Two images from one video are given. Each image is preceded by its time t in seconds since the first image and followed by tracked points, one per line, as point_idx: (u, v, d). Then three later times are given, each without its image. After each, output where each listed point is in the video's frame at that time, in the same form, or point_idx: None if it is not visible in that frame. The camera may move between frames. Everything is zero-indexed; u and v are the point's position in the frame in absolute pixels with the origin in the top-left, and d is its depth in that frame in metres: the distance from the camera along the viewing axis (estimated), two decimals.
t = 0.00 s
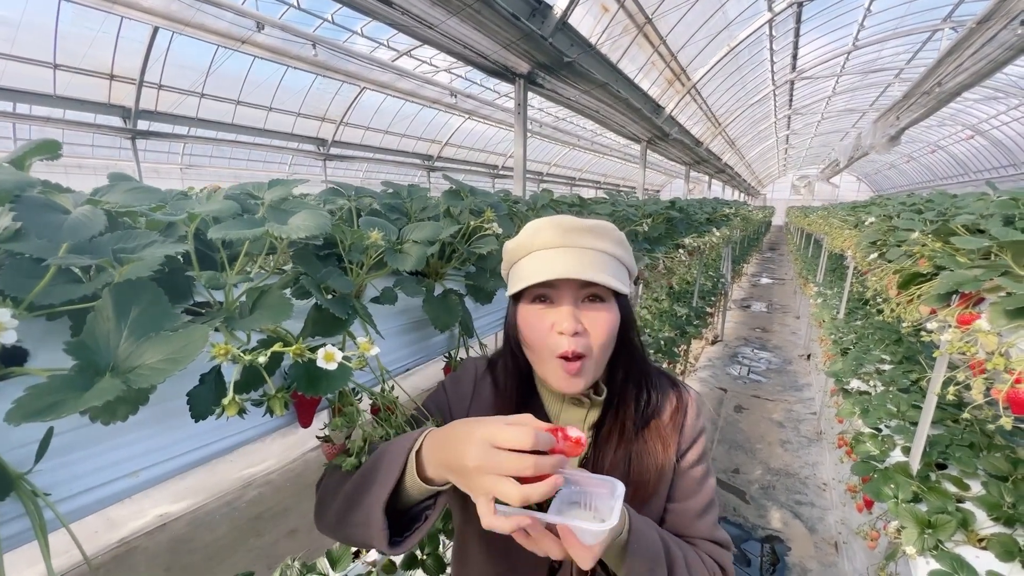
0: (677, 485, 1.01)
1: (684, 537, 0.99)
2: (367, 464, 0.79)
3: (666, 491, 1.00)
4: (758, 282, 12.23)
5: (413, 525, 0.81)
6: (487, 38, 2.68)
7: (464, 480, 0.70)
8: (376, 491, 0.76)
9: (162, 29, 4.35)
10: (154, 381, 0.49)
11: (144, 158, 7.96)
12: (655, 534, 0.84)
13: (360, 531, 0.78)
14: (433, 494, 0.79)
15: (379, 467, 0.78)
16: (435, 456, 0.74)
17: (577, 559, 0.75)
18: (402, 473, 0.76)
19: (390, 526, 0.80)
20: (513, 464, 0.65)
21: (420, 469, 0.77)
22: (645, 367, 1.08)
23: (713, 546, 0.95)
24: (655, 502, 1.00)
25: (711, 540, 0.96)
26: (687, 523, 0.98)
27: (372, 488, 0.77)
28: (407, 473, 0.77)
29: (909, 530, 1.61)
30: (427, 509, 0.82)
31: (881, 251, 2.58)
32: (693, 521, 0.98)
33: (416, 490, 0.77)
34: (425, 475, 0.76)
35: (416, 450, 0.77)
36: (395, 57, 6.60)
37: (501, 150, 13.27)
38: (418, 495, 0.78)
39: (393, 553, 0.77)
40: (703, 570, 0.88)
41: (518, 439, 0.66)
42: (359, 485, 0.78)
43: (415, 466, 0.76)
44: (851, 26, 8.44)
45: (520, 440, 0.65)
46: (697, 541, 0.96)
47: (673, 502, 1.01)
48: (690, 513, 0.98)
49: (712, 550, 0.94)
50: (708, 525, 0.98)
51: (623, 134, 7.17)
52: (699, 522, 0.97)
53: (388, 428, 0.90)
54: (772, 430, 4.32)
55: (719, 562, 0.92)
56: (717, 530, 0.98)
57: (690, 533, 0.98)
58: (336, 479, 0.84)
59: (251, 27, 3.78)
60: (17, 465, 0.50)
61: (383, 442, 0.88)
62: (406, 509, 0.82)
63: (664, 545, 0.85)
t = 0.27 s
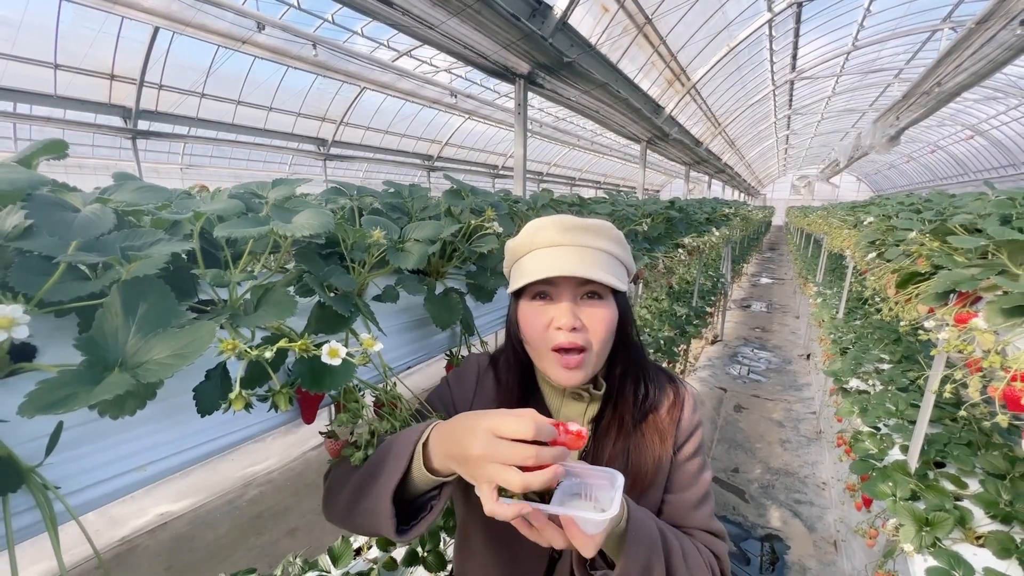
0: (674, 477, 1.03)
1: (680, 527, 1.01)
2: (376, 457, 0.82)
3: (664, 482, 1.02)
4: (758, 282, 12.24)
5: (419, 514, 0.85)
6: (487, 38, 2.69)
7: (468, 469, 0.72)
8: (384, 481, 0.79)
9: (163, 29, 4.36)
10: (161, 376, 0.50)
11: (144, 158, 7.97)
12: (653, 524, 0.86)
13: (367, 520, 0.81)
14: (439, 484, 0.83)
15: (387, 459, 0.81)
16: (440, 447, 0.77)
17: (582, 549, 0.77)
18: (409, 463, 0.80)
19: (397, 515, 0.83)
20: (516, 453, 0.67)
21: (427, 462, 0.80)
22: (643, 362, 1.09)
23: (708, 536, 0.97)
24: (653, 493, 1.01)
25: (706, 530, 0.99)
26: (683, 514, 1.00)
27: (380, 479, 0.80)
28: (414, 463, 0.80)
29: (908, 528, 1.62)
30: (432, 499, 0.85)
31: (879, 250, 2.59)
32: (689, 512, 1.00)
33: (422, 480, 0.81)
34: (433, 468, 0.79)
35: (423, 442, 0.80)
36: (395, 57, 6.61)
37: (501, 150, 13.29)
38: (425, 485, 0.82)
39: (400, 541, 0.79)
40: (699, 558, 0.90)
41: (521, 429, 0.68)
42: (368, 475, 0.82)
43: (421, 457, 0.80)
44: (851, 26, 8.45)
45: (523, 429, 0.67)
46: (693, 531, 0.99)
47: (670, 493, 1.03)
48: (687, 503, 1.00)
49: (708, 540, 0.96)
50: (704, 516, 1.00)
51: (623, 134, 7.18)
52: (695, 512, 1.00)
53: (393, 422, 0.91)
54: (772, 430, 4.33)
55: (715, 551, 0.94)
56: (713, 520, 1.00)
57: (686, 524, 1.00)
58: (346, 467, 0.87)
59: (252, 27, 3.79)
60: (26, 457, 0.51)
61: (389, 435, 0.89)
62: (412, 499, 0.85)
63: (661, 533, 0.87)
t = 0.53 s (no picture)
0: (670, 471, 1.03)
1: (676, 521, 1.01)
2: (374, 454, 0.82)
3: (660, 476, 1.02)
4: (757, 282, 12.23)
5: (415, 514, 0.85)
6: (486, 37, 2.69)
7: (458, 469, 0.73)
8: (382, 480, 0.79)
9: (163, 29, 4.36)
10: (155, 371, 0.50)
11: (144, 158, 7.97)
12: (649, 521, 0.86)
13: (363, 516, 0.82)
14: (433, 486, 0.83)
15: (385, 457, 0.81)
16: (436, 451, 0.77)
17: (583, 554, 0.75)
18: (406, 464, 0.80)
19: (393, 513, 0.83)
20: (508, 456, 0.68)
21: (422, 462, 0.80)
22: (640, 358, 1.08)
23: (703, 530, 0.97)
24: (648, 487, 1.01)
25: (701, 523, 0.99)
26: (678, 507, 1.00)
27: (378, 477, 0.80)
28: (411, 466, 0.80)
29: (907, 527, 1.62)
30: (427, 501, 0.85)
31: (879, 250, 2.59)
32: (685, 505, 1.00)
33: (418, 483, 0.81)
34: (429, 472, 0.79)
35: (421, 444, 0.80)
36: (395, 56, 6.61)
37: (501, 150, 13.29)
38: (419, 488, 0.82)
39: (393, 540, 0.80)
40: (694, 552, 0.90)
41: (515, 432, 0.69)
42: (366, 472, 0.82)
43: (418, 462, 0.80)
44: (851, 26, 8.45)
45: (517, 432, 0.68)
46: (688, 525, 0.99)
47: (666, 488, 1.02)
48: (683, 497, 1.00)
49: (703, 533, 0.97)
50: (699, 509, 1.00)
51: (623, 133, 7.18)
52: (690, 506, 0.99)
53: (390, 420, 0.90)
54: (771, 429, 4.33)
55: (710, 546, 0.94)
56: (708, 514, 1.00)
57: (681, 518, 1.00)
58: (343, 460, 0.86)
59: (252, 27, 3.78)
60: (20, 454, 0.51)
61: (387, 433, 0.88)
62: (408, 498, 0.85)
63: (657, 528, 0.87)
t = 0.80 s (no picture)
0: (668, 469, 1.03)
1: (674, 518, 1.01)
2: (377, 451, 0.83)
3: (658, 473, 1.02)
4: (757, 281, 12.23)
5: (418, 508, 0.85)
6: (486, 37, 2.69)
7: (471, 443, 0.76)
8: (386, 475, 0.80)
9: (163, 29, 4.36)
10: (154, 373, 0.50)
11: (144, 158, 7.97)
12: (648, 520, 0.86)
13: (367, 511, 0.82)
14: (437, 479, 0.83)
15: (388, 455, 0.81)
16: (448, 444, 0.78)
17: (587, 561, 0.76)
18: (411, 463, 0.80)
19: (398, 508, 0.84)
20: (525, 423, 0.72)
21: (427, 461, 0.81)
22: (638, 357, 1.09)
23: (701, 527, 0.97)
24: (646, 483, 1.01)
25: (700, 521, 0.99)
26: (677, 505, 1.00)
27: (380, 474, 0.81)
28: (416, 462, 0.80)
29: (906, 527, 1.62)
30: (431, 496, 0.85)
31: (879, 250, 2.59)
32: (683, 503, 1.00)
33: (423, 477, 0.81)
34: (434, 465, 0.80)
35: (428, 438, 0.81)
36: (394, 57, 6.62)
37: (501, 150, 13.29)
38: (424, 481, 0.82)
39: (399, 532, 0.80)
40: (692, 549, 0.90)
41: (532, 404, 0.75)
42: (369, 469, 0.82)
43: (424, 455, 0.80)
44: (851, 26, 8.45)
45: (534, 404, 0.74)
46: (687, 522, 0.99)
47: (664, 486, 1.03)
48: (681, 495, 1.00)
49: (701, 530, 0.97)
50: (698, 507, 1.00)
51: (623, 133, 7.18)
52: (689, 503, 0.99)
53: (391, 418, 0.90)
54: (771, 429, 4.32)
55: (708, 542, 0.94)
56: (707, 512, 1.00)
57: (679, 515, 1.00)
58: (345, 457, 0.87)
59: (252, 27, 3.78)
60: (20, 455, 0.51)
61: (389, 430, 0.88)
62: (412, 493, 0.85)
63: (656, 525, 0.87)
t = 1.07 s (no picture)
0: (676, 470, 1.03)
1: (682, 519, 1.00)
2: (384, 447, 0.82)
3: (666, 474, 1.02)
4: (757, 281, 12.23)
5: (427, 501, 0.84)
6: (487, 36, 2.69)
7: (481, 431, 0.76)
8: (395, 469, 0.79)
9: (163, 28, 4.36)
10: (160, 373, 0.50)
11: (144, 157, 7.96)
12: (657, 518, 0.86)
13: (376, 505, 0.81)
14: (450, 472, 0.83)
15: (393, 453, 0.80)
16: (456, 438, 0.78)
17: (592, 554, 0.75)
18: (421, 455, 0.79)
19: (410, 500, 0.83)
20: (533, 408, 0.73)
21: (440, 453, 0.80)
22: (647, 357, 1.08)
23: (710, 528, 0.97)
24: (654, 483, 1.01)
25: (708, 522, 0.99)
26: (685, 506, 1.00)
27: (389, 469, 0.80)
28: (426, 456, 0.80)
29: (909, 527, 1.62)
30: (440, 489, 0.84)
31: (881, 249, 2.59)
32: (692, 504, 0.99)
33: (433, 469, 0.80)
34: (445, 456, 0.80)
35: (440, 428, 0.80)
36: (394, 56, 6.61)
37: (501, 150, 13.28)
38: (434, 472, 0.81)
39: (411, 522, 0.79)
40: (701, 550, 0.90)
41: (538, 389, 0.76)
42: (375, 467, 0.81)
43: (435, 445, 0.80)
44: (851, 25, 8.45)
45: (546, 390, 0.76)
46: (695, 523, 0.98)
47: (672, 486, 1.02)
48: (690, 496, 0.99)
49: (709, 532, 0.96)
50: (706, 508, 1.00)
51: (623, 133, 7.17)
52: (698, 504, 0.99)
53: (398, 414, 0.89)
54: (772, 429, 4.32)
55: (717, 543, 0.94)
56: (715, 513, 1.00)
57: (688, 516, 0.99)
58: (353, 453, 0.86)
59: (252, 27, 3.77)
60: (24, 456, 0.50)
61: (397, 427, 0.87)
62: (421, 487, 0.85)
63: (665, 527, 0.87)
